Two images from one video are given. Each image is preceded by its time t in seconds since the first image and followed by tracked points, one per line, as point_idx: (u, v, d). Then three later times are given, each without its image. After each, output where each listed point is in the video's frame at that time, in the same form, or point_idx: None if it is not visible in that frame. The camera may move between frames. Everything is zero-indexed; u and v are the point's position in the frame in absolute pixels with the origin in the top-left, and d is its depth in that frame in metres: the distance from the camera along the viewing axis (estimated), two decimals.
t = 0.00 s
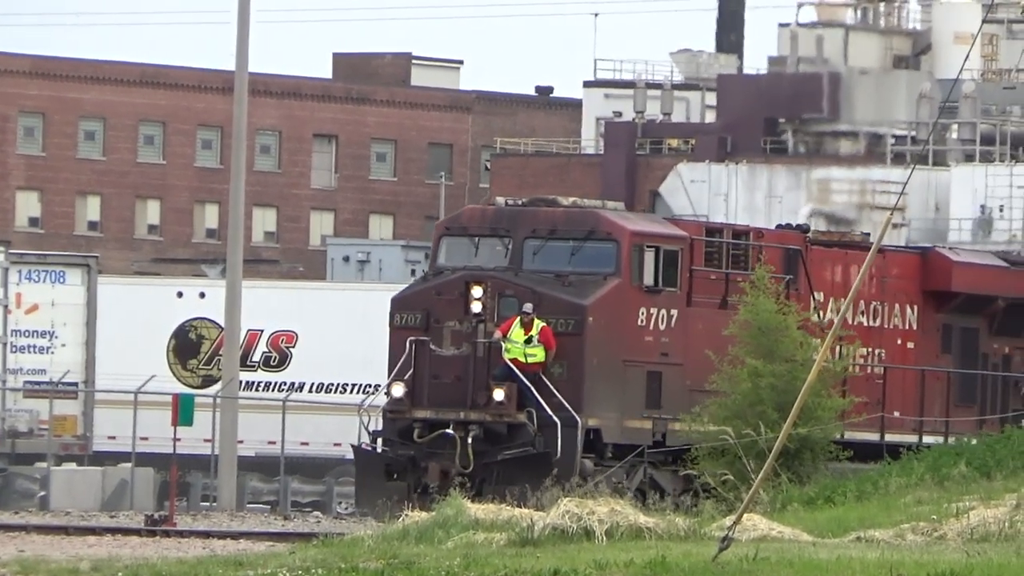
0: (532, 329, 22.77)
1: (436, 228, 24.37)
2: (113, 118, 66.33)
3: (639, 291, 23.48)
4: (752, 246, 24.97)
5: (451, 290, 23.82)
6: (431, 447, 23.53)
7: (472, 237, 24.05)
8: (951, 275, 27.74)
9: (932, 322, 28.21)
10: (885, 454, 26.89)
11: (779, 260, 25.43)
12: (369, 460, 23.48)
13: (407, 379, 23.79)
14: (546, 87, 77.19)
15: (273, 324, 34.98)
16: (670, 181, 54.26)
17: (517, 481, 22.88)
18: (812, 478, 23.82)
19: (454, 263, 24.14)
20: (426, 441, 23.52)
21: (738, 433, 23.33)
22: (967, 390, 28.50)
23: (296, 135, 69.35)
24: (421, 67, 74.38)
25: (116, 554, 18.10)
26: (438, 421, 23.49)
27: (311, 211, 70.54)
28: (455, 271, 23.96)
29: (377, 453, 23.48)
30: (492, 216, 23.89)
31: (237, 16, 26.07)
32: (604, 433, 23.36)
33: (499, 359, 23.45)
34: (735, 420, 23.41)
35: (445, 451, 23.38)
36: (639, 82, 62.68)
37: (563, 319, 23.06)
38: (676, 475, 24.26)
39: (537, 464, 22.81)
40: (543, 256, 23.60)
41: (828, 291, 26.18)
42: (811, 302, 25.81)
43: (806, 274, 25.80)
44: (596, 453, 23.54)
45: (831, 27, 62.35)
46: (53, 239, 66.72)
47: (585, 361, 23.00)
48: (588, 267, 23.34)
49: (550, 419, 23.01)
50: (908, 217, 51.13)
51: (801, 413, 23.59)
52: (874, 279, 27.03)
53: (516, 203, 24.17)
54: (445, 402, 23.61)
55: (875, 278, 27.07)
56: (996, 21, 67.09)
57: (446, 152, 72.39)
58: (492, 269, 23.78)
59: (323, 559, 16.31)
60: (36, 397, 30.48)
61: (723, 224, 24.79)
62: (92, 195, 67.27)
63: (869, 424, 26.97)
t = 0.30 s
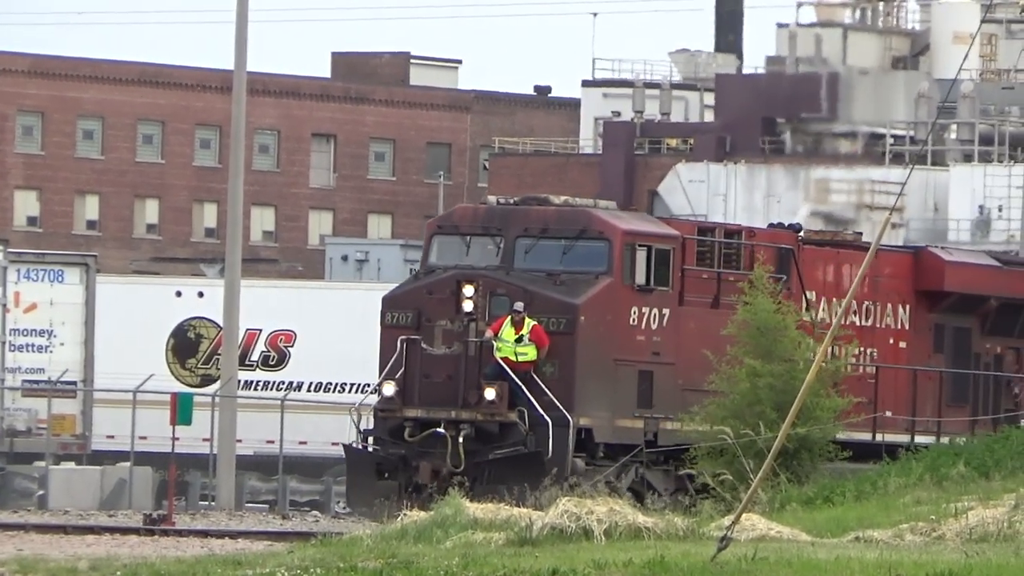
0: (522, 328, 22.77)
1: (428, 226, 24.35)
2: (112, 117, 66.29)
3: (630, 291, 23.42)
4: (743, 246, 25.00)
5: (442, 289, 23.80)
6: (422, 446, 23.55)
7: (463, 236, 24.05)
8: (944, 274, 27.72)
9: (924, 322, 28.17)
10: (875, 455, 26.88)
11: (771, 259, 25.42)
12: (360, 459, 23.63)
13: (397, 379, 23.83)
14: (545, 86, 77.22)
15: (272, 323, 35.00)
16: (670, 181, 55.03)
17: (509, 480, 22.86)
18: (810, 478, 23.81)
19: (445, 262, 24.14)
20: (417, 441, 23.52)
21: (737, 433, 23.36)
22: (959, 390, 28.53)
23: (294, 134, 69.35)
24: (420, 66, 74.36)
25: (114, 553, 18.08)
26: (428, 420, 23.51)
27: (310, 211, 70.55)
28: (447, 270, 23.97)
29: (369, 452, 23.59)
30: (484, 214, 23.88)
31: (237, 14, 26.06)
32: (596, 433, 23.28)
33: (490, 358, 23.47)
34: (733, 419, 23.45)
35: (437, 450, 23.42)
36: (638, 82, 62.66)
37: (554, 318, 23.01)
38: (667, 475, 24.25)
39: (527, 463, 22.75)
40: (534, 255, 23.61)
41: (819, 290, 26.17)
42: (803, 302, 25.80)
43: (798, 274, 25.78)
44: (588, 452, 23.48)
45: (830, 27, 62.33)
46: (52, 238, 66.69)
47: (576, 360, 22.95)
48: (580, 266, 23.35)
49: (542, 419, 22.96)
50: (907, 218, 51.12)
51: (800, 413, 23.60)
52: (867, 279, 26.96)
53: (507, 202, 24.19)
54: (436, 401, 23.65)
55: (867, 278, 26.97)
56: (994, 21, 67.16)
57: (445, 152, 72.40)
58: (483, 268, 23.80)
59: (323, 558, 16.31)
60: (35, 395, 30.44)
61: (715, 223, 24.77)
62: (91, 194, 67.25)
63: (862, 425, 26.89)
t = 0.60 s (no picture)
0: (514, 330, 22.69)
1: (418, 227, 24.32)
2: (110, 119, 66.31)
3: (621, 292, 23.42)
4: (734, 247, 25.05)
5: (433, 290, 23.76)
6: (412, 448, 23.48)
7: (454, 237, 24.05)
8: (935, 276, 27.75)
9: (916, 323, 28.23)
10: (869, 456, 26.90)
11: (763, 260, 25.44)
12: (350, 459, 23.83)
13: (388, 379, 23.76)
14: (543, 88, 77.21)
15: (270, 325, 34.96)
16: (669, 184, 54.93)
17: (501, 482, 22.91)
18: (809, 480, 23.78)
19: (436, 263, 24.12)
20: (408, 442, 23.46)
21: (735, 435, 23.36)
22: (951, 391, 28.55)
23: (293, 136, 69.35)
24: (419, 68, 74.36)
25: (112, 555, 18.10)
26: (419, 421, 23.43)
27: (309, 212, 70.59)
28: (438, 271, 23.95)
29: (359, 453, 23.76)
30: (475, 215, 23.90)
31: (236, 16, 26.07)
32: (587, 434, 23.29)
33: (481, 359, 23.34)
34: (732, 421, 23.48)
35: (428, 451, 23.34)
36: (636, 83, 62.61)
37: (546, 319, 23.04)
38: (658, 476, 24.19)
39: (519, 464, 22.80)
40: (526, 256, 23.61)
41: (811, 291, 26.22)
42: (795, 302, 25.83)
43: (789, 274, 25.79)
44: (579, 453, 23.48)
45: (828, 29, 62.26)
46: (51, 240, 66.71)
47: (568, 362, 22.95)
48: (571, 267, 23.35)
49: (532, 420, 22.98)
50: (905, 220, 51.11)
51: (798, 415, 23.61)
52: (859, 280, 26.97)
53: (498, 202, 24.14)
54: (426, 402, 23.55)
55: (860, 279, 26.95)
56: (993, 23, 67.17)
57: (443, 154, 72.38)
58: (475, 269, 23.78)
59: (321, 561, 16.30)
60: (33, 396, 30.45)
61: (707, 224, 24.77)
62: (89, 196, 67.29)
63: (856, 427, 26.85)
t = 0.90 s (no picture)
0: (511, 332, 22.74)
1: (415, 229, 24.49)
2: (114, 122, 66.33)
3: (617, 293, 23.42)
4: (730, 248, 25.07)
5: (428, 291, 23.70)
6: (409, 449, 23.54)
7: (450, 238, 24.11)
8: (932, 277, 27.76)
9: (912, 324, 28.18)
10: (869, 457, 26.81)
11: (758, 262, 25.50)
12: (346, 462, 23.67)
13: (384, 381, 23.86)
14: (546, 90, 77.27)
15: (273, 328, 35.04)
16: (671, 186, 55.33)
17: (498, 485, 22.82)
18: (812, 481, 23.78)
19: (432, 264, 24.16)
20: (403, 443, 23.50)
21: (738, 437, 23.37)
22: (946, 393, 28.56)
23: (296, 138, 69.38)
24: (422, 70, 74.37)
25: (115, 557, 18.11)
26: (416, 423, 23.50)
27: (312, 214, 70.63)
28: (434, 272, 24.00)
29: (354, 456, 23.67)
30: (471, 217, 23.94)
31: (239, 18, 26.08)
32: (583, 436, 23.19)
33: (477, 361, 23.36)
34: (735, 423, 23.49)
35: (423, 453, 23.40)
36: (639, 85, 62.60)
37: (541, 320, 22.95)
38: (655, 478, 24.17)
39: (515, 466, 22.73)
40: (522, 257, 23.62)
41: (807, 292, 26.23)
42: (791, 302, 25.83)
43: (786, 275, 25.82)
44: (575, 455, 23.37)
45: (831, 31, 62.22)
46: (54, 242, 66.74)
47: (563, 363, 22.91)
48: (567, 268, 23.36)
49: (528, 422, 22.94)
50: (908, 221, 51.10)
51: (801, 418, 23.62)
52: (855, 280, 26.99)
53: (494, 204, 24.20)
54: (422, 404, 23.62)
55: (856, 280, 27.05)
56: (997, 25, 67.24)
57: (447, 156, 72.38)
58: (470, 270, 23.78)
59: (324, 563, 16.34)
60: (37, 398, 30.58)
61: (703, 225, 24.83)
62: (93, 199, 67.33)
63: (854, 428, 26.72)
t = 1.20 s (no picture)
0: (506, 333, 22.70)
1: (408, 231, 24.46)
2: (116, 124, 66.33)
3: (612, 294, 23.43)
4: (725, 250, 25.07)
5: (422, 294, 23.71)
6: (403, 452, 23.49)
7: (444, 240, 24.12)
8: (927, 279, 27.76)
9: (908, 325, 28.21)
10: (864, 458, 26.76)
11: (753, 263, 25.53)
12: (341, 464, 23.68)
13: (379, 384, 23.78)
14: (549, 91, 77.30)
15: (276, 330, 35.05)
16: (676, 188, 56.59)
17: (493, 487, 22.85)
18: (814, 483, 23.75)
19: (426, 266, 24.16)
20: (398, 445, 23.46)
21: (741, 439, 23.37)
22: (942, 394, 28.53)
23: (299, 141, 69.40)
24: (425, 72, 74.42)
25: (117, 560, 18.11)
26: (410, 425, 23.45)
27: (315, 217, 70.68)
28: (428, 273, 23.97)
29: (349, 457, 23.65)
30: (466, 218, 23.96)
31: (242, 20, 26.10)
32: (578, 438, 23.27)
33: (472, 363, 23.31)
34: (739, 426, 23.50)
35: (418, 455, 23.36)
36: (642, 87, 62.56)
37: (536, 322, 22.97)
38: (649, 479, 24.25)
39: (511, 469, 22.76)
40: (516, 259, 23.61)
41: (803, 293, 26.23)
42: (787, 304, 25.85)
43: (782, 275, 25.86)
44: (570, 457, 23.45)
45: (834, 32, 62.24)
46: (57, 245, 66.79)
47: (558, 365, 22.93)
48: (562, 269, 23.32)
49: (523, 424, 22.95)
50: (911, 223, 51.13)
51: (804, 419, 23.61)
52: (850, 281, 26.98)
53: (489, 205, 24.20)
54: (417, 406, 23.58)
55: (852, 281, 27.03)
56: (1000, 27, 67.39)
57: (449, 158, 72.44)
58: (465, 272, 23.80)
59: (327, 565, 16.32)
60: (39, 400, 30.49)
61: (698, 226, 24.74)
62: (95, 202, 67.37)
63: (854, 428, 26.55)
